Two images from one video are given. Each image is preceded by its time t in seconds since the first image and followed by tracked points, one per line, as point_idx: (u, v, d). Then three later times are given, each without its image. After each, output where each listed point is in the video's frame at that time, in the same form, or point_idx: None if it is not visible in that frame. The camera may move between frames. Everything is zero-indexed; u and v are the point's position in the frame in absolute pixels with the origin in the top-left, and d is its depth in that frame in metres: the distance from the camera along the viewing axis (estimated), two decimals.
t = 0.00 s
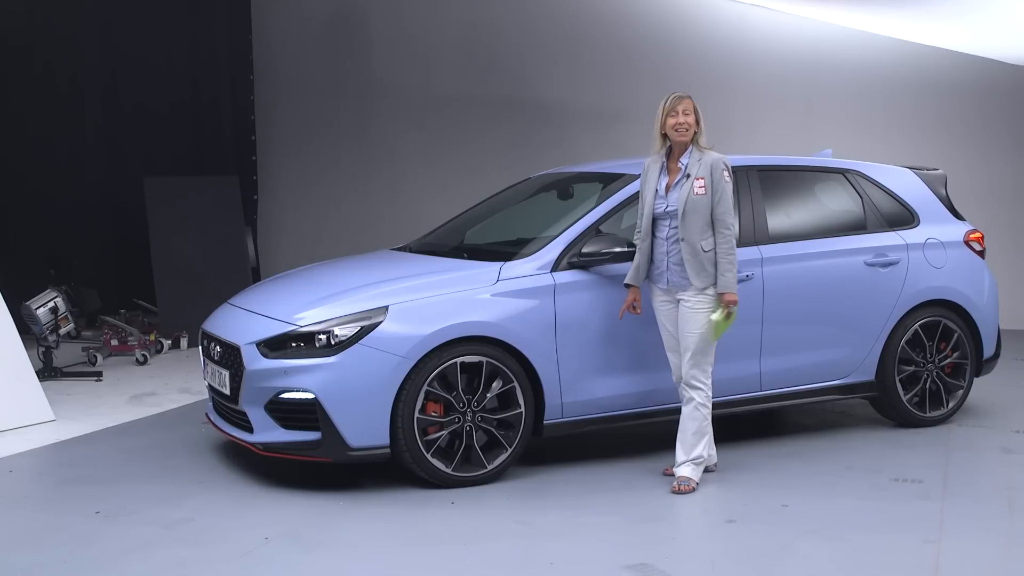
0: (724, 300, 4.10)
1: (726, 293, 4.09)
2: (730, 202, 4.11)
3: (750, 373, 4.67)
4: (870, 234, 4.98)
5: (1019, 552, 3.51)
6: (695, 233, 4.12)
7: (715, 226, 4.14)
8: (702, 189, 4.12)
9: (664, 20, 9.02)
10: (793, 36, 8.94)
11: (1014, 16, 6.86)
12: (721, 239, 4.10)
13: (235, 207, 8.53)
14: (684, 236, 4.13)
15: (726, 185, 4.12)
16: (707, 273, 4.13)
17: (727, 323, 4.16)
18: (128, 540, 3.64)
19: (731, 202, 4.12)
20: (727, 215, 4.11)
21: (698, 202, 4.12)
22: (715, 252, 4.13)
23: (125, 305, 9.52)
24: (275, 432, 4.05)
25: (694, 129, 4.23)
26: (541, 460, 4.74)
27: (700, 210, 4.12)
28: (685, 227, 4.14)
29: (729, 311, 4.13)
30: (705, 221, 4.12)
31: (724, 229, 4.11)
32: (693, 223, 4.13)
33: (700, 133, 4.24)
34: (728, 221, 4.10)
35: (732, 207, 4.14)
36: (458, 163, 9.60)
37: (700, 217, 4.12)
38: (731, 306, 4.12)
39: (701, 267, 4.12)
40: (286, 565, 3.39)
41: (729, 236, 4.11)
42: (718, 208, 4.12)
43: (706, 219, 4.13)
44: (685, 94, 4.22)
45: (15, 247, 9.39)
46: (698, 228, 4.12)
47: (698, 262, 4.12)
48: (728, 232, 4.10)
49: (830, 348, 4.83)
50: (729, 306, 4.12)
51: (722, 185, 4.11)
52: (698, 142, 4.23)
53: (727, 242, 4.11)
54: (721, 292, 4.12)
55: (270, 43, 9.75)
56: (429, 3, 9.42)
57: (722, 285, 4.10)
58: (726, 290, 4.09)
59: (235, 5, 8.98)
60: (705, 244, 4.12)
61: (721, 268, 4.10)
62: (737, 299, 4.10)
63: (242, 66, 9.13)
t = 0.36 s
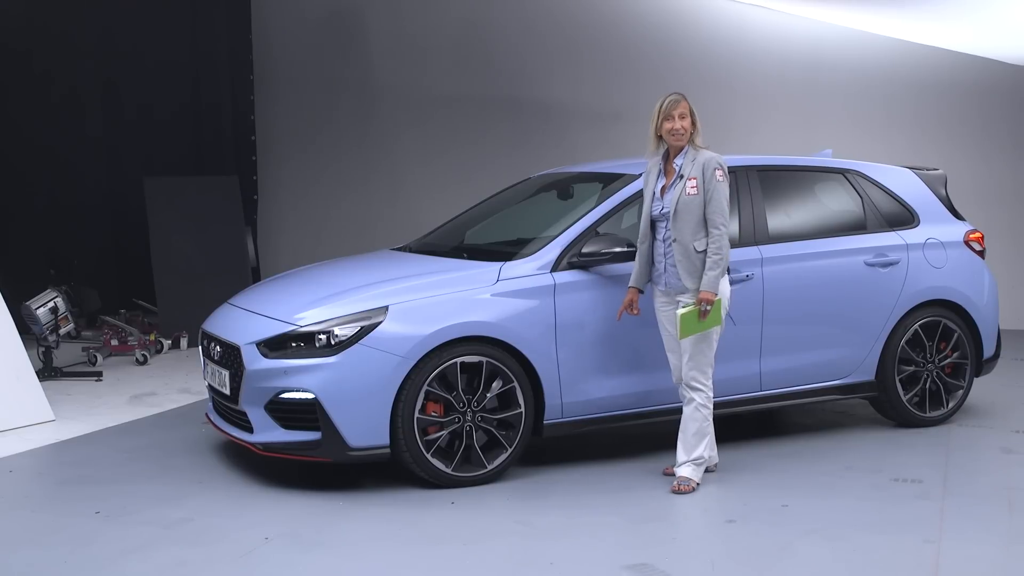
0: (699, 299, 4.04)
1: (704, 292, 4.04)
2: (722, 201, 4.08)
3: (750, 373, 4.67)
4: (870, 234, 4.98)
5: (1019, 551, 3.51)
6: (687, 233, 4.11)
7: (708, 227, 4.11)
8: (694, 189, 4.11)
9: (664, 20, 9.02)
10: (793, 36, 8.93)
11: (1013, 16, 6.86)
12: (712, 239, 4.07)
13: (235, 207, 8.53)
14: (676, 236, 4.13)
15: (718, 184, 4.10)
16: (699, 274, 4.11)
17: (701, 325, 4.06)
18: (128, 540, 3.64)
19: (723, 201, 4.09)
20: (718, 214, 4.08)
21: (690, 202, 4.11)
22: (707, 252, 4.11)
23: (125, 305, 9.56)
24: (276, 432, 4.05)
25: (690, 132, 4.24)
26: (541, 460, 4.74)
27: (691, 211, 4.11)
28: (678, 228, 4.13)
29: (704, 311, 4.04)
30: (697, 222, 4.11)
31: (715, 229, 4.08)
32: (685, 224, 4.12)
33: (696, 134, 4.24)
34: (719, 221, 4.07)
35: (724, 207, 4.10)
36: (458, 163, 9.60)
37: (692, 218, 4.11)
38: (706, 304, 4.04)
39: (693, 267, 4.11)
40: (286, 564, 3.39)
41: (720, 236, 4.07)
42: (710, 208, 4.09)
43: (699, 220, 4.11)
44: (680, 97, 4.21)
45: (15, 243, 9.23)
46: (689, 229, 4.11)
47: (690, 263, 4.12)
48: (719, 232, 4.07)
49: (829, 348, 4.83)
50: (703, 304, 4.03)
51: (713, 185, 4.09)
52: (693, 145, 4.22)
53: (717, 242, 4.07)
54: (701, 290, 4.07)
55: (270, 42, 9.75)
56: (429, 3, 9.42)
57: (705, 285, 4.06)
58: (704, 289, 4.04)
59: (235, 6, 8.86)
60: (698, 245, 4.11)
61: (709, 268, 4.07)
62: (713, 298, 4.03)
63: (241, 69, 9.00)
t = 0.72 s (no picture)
0: (710, 304, 4.07)
1: (714, 296, 4.06)
2: (720, 202, 4.07)
3: (750, 373, 4.67)
4: (870, 234, 4.98)
5: (1019, 551, 3.51)
6: (686, 235, 4.11)
7: (707, 228, 4.10)
8: (692, 191, 4.10)
9: (664, 20, 9.03)
10: (793, 36, 8.93)
11: (1012, 16, 6.87)
12: (711, 240, 4.06)
13: (235, 208, 8.53)
14: (676, 239, 4.12)
15: (715, 185, 4.09)
16: (699, 275, 4.11)
17: (718, 328, 4.09)
18: (129, 540, 3.64)
19: (721, 203, 4.08)
20: (717, 215, 4.07)
21: (688, 204, 4.10)
22: (707, 254, 4.10)
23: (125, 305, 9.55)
24: (275, 432, 4.05)
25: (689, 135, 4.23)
26: (541, 460, 4.74)
27: (689, 212, 4.10)
28: (677, 230, 4.13)
29: (717, 315, 4.08)
30: (696, 223, 4.10)
31: (714, 231, 4.07)
32: (684, 226, 4.11)
33: (695, 137, 4.24)
34: (717, 222, 4.06)
35: (724, 208, 4.09)
36: (458, 163, 9.60)
37: (690, 220, 4.10)
38: (718, 309, 4.06)
39: (693, 269, 4.10)
40: (286, 565, 3.39)
41: (719, 238, 4.06)
42: (709, 210, 4.08)
43: (697, 221, 4.10)
44: (682, 100, 4.18)
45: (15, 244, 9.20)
46: (689, 230, 4.10)
47: (690, 264, 4.11)
48: (718, 232, 4.06)
49: (830, 348, 4.83)
50: (715, 310, 4.06)
51: (711, 186, 4.08)
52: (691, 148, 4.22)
53: (716, 243, 4.06)
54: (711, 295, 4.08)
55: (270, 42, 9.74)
56: (429, 3, 9.41)
57: (711, 288, 4.06)
58: (714, 294, 4.05)
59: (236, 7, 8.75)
60: (697, 246, 4.10)
61: (709, 269, 4.06)
62: (724, 302, 4.05)
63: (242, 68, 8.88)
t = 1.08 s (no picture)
0: (715, 304, 4.07)
1: (719, 296, 4.07)
2: (728, 203, 4.09)
3: (750, 373, 4.67)
4: (870, 234, 4.98)
5: (1018, 551, 3.51)
6: (695, 236, 4.10)
7: (714, 229, 4.11)
8: (700, 192, 4.10)
9: (664, 19, 9.02)
10: (792, 36, 8.93)
11: (1012, 16, 6.87)
12: (720, 241, 4.08)
13: (236, 207, 8.53)
14: (684, 240, 4.11)
15: (723, 186, 4.10)
16: (708, 276, 4.11)
17: (720, 329, 4.09)
18: (129, 540, 3.64)
19: (729, 203, 4.09)
20: (725, 216, 4.09)
21: (696, 205, 4.10)
22: (715, 254, 4.11)
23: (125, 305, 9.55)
24: (275, 432, 4.05)
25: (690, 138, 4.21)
26: (541, 460, 4.74)
27: (698, 213, 4.10)
28: (685, 231, 4.12)
29: (721, 315, 4.08)
30: (704, 224, 4.10)
31: (723, 231, 4.08)
32: (693, 227, 4.11)
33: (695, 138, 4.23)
34: (726, 223, 4.08)
35: (730, 209, 4.11)
36: (459, 163, 9.60)
37: (699, 221, 4.11)
38: (723, 308, 4.07)
39: (702, 270, 4.11)
40: (286, 565, 3.39)
41: (729, 238, 4.07)
42: (716, 210, 4.09)
43: (706, 223, 4.11)
44: (683, 103, 4.16)
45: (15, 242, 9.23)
46: (697, 232, 4.10)
47: (699, 266, 4.11)
48: (727, 233, 4.08)
49: (830, 348, 4.83)
50: (719, 309, 4.07)
51: (719, 186, 4.10)
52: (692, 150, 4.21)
53: (725, 243, 4.07)
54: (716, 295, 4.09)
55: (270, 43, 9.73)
56: (429, 3, 9.41)
57: (717, 289, 4.07)
58: (720, 293, 4.06)
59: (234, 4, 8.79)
60: (705, 247, 4.10)
61: (719, 270, 4.07)
62: (730, 302, 4.06)
63: (241, 67, 8.92)
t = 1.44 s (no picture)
0: (718, 308, 4.07)
1: (720, 300, 4.07)
2: (733, 206, 4.09)
3: (750, 372, 4.67)
4: (870, 234, 4.98)
5: (1018, 551, 3.51)
6: (699, 239, 4.09)
7: (718, 232, 4.11)
8: (707, 194, 4.09)
9: (664, 19, 9.02)
10: (793, 36, 8.94)
11: (1012, 17, 6.88)
12: (725, 244, 4.07)
13: (236, 208, 8.54)
14: (689, 242, 4.10)
15: (729, 189, 4.10)
16: (711, 279, 4.10)
17: (722, 332, 4.08)
18: (129, 540, 3.64)
19: (734, 207, 4.10)
20: (730, 220, 4.09)
21: (703, 207, 4.09)
22: (718, 257, 4.11)
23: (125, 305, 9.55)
24: (275, 432, 4.06)
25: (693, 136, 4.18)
26: (542, 460, 4.74)
27: (704, 216, 4.09)
28: (690, 233, 4.10)
29: (722, 319, 4.07)
30: (709, 227, 4.09)
31: (728, 235, 4.08)
32: (698, 229, 4.09)
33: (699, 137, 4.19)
34: (731, 227, 4.07)
35: (735, 213, 4.11)
36: (459, 163, 9.60)
37: (704, 223, 4.09)
38: (725, 313, 4.07)
39: (705, 273, 4.09)
40: (286, 565, 3.38)
41: (732, 242, 4.07)
42: (722, 214, 4.09)
43: (710, 225, 4.10)
44: (685, 99, 4.16)
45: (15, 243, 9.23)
46: (702, 234, 4.09)
47: (703, 269, 4.09)
48: (731, 237, 4.07)
49: (830, 348, 4.83)
50: (722, 313, 4.06)
51: (726, 190, 4.09)
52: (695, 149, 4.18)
53: (729, 247, 4.07)
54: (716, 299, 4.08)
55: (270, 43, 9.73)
56: (430, 4, 9.42)
57: (719, 292, 4.07)
58: (721, 298, 4.06)
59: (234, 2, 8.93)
60: (709, 250, 4.09)
61: (722, 274, 4.06)
62: (731, 307, 4.06)
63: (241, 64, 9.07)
